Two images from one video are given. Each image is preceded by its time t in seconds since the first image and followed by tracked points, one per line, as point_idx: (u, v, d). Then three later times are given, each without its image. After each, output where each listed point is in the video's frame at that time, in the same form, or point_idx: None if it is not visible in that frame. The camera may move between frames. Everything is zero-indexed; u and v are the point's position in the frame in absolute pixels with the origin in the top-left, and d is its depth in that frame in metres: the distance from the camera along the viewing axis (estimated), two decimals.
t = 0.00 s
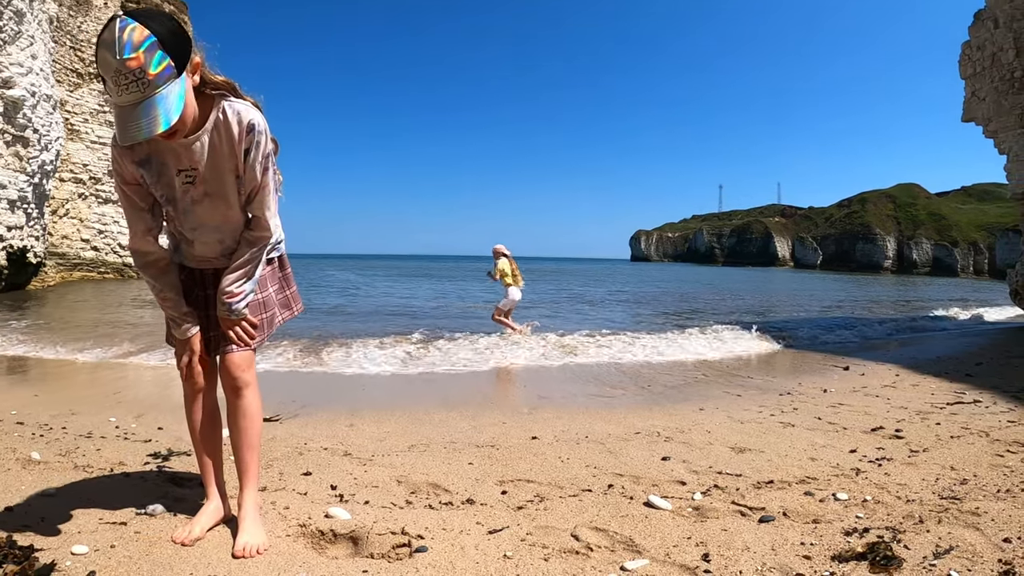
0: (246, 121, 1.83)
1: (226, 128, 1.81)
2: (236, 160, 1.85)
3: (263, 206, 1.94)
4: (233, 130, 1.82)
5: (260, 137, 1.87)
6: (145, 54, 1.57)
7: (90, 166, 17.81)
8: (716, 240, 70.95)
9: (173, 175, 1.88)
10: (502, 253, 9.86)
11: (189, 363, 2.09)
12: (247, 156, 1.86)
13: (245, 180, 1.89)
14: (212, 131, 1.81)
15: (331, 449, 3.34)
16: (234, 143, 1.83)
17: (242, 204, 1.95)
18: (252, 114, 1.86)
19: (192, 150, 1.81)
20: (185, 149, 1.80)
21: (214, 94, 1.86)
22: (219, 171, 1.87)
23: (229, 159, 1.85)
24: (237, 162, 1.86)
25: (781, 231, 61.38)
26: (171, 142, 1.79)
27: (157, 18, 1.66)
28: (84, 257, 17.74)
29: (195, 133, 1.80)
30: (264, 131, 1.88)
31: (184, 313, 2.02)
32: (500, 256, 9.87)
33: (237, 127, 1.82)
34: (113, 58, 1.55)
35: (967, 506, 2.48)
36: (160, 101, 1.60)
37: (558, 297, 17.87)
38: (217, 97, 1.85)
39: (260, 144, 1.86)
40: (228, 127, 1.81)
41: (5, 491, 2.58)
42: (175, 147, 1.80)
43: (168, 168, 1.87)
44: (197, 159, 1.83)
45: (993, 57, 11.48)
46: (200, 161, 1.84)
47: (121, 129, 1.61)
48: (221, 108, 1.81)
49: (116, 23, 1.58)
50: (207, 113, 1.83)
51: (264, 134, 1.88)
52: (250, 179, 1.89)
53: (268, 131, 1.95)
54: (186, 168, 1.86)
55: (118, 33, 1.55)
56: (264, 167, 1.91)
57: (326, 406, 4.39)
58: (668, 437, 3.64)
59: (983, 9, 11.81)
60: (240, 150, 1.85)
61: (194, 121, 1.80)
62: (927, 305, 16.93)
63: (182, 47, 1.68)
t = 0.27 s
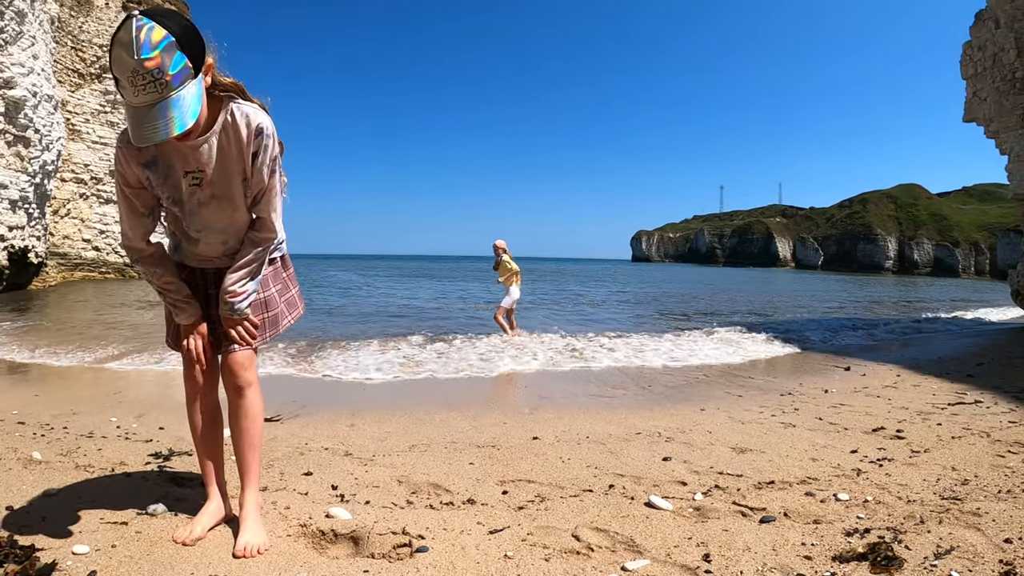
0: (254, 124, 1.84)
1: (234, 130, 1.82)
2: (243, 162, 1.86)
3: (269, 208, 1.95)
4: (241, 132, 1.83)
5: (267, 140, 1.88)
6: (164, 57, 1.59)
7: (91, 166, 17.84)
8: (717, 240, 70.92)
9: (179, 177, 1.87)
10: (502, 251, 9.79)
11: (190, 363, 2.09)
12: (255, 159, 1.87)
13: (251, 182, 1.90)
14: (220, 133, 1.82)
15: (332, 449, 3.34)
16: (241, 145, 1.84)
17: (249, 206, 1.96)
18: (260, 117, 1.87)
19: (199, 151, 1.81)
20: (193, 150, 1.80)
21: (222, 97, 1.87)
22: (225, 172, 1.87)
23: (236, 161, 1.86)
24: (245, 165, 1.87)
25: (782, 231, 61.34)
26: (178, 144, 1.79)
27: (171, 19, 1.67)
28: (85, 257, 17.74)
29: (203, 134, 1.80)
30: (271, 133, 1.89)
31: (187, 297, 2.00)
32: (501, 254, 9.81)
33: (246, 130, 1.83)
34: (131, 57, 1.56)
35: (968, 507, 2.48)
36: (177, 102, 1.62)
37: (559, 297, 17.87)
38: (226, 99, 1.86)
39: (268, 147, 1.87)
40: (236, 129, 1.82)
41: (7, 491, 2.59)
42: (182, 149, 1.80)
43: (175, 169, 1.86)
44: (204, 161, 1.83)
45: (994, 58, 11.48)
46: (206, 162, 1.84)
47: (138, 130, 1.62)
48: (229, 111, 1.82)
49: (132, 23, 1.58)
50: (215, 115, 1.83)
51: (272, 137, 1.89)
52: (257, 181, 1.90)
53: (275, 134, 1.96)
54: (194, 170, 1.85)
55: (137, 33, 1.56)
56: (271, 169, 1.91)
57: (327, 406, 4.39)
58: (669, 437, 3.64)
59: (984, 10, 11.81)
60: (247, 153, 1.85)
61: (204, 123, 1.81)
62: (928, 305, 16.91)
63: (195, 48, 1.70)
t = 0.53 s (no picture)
0: (263, 131, 1.87)
1: (243, 134, 1.83)
2: (251, 165, 1.87)
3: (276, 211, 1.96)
4: (250, 137, 1.84)
5: (275, 145, 1.89)
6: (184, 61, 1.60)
7: (92, 166, 17.86)
8: (718, 240, 70.90)
9: (184, 177, 1.85)
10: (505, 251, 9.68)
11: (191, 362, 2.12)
12: (264, 163, 1.88)
13: (258, 186, 1.91)
14: (228, 137, 1.82)
15: (333, 449, 3.35)
16: (250, 149, 1.85)
17: (254, 208, 1.97)
18: (269, 123, 1.88)
19: (206, 154, 1.80)
20: (200, 152, 1.79)
21: (230, 99, 1.87)
22: (232, 175, 1.87)
23: (244, 164, 1.86)
24: (252, 168, 1.88)
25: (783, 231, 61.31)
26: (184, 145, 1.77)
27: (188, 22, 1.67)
28: (87, 257, 17.76)
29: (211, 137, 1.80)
30: (279, 139, 1.91)
31: (190, 287, 1.97)
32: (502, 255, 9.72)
33: (254, 134, 1.85)
34: (149, 61, 1.56)
35: (970, 507, 2.48)
36: (194, 108, 1.63)
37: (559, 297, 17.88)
38: (235, 103, 1.87)
39: (276, 153, 1.88)
40: (244, 134, 1.83)
41: (8, 490, 2.59)
42: (189, 152, 1.79)
43: (180, 170, 1.85)
44: (212, 163, 1.82)
45: (995, 58, 11.47)
46: (213, 164, 1.83)
47: (153, 133, 1.61)
48: (239, 115, 1.83)
49: (150, 25, 1.58)
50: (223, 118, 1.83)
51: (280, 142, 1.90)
52: (265, 186, 1.91)
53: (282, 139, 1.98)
54: (199, 171, 1.83)
55: (156, 38, 1.57)
56: (279, 173, 1.93)
57: (328, 406, 4.39)
58: (671, 437, 3.64)
59: (985, 10, 11.80)
60: (256, 157, 1.86)
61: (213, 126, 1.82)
62: (929, 305, 16.91)
63: (210, 52, 1.71)
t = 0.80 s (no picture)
0: (270, 136, 1.87)
1: (251, 138, 1.83)
2: (257, 168, 1.87)
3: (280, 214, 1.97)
4: (257, 141, 1.84)
5: (282, 150, 1.90)
6: (202, 67, 1.64)
7: (93, 166, 17.86)
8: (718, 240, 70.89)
9: (188, 177, 1.84)
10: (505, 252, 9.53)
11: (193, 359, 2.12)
12: (271, 168, 1.89)
13: (262, 190, 1.91)
14: (234, 141, 1.81)
15: (334, 448, 3.34)
16: (256, 153, 1.85)
17: (256, 209, 1.97)
18: (276, 128, 1.89)
19: (212, 156, 1.79)
20: (205, 153, 1.78)
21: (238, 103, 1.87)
22: (237, 178, 1.87)
23: (250, 168, 1.86)
24: (258, 172, 1.88)
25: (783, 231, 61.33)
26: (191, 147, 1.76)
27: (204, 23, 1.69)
28: (87, 256, 17.75)
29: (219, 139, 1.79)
30: (286, 144, 1.92)
31: (194, 281, 1.96)
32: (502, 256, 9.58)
33: (263, 139, 1.85)
34: (169, 65, 1.60)
35: (970, 507, 2.48)
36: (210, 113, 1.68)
37: (560, 297, 17.86)
38: (244, 107, 1.87)
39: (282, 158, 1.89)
40: (252, 138, 1.83)
41: (9, 490, 2.59)
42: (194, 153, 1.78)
43: (184, 170, 1.83)
44: (217, 165, 1.81)
45: (995, 58, 11.47)
46: (218, 166, 1.81)
47: (169, 138, 1.65)
48: (246, 118, 1.83)
49: (170, 28, 1.61)
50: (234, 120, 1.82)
51: (287, 148, 1.91)
52: (270, 190, 1.92)
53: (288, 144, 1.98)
54: (204, 173, 1.82)
55: (175, 41, 1.60)
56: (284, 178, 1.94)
57: (328, 406, 4.39)
58: (671, 437, 3.64)
59: (985, 9, 11.79)
60: (262, 161, 1.87)
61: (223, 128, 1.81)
62: (929, 305, 16.90)
63: (226, 56, 1.73)
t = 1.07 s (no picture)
0: (275, 143, 1.87)
1: (257, 144, 1.84)
2: (260, 174, 1.88)
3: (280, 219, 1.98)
4: (263, 147, 1.85)
5: (285, 156, 1.92)
6: (222, 77, 1.65)
7: (92, 166, 17.85)
8: (717, 240, 70.92)
9: (190, 179, 1.83)
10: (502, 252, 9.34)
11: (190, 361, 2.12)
12: (275, 173, 1.90)
13: (263, 194, 1.92)
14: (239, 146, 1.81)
15: (332, 449, 3.34)
16: (260, 159, 1.86)
17: (256, 213, 1.97)
18: (280, 134, 1.91)
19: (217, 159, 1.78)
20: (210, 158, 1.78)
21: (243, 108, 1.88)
22: (239, 181, 1.87)
23: (253, 173, 1.87)
24: (260, 176, 1.89)
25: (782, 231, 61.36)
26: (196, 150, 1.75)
27: (218, 29, 1.69)
28: (86, 257, 17.73)
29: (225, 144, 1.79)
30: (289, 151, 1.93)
31: (193, 282, 1.96)
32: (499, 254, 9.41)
33: (268, 145, 1.86)
34: (188, 73, 1.60)
35: (969, 507, 2.48)
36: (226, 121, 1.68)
37: (559, 297, 17.87)
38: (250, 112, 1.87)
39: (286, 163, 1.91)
40: (258, 143, 1.84)
41: (7, 491, 2.59)
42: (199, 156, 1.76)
43: (187, 172, 1.82)
44: (222, 170, 1.81)
45: (994, 58, 11.48)
46: (222, 170, 1.81)
47: (182, 145, 1.66)
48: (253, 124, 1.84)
49: (191, 35, 1.61)
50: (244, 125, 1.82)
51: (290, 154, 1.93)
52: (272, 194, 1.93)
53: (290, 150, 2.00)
54: (208, 176, 1.81)
55: (193, 48, 1.59)
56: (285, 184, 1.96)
57: (327, 406, 4.39)
58: (670, 437, 3.64)
59: (984, 10, 11.81)
60: (266, 165, 1.88)
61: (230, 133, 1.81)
62: (928, 305, 16.91)
63: (240, 61, 1.74)
